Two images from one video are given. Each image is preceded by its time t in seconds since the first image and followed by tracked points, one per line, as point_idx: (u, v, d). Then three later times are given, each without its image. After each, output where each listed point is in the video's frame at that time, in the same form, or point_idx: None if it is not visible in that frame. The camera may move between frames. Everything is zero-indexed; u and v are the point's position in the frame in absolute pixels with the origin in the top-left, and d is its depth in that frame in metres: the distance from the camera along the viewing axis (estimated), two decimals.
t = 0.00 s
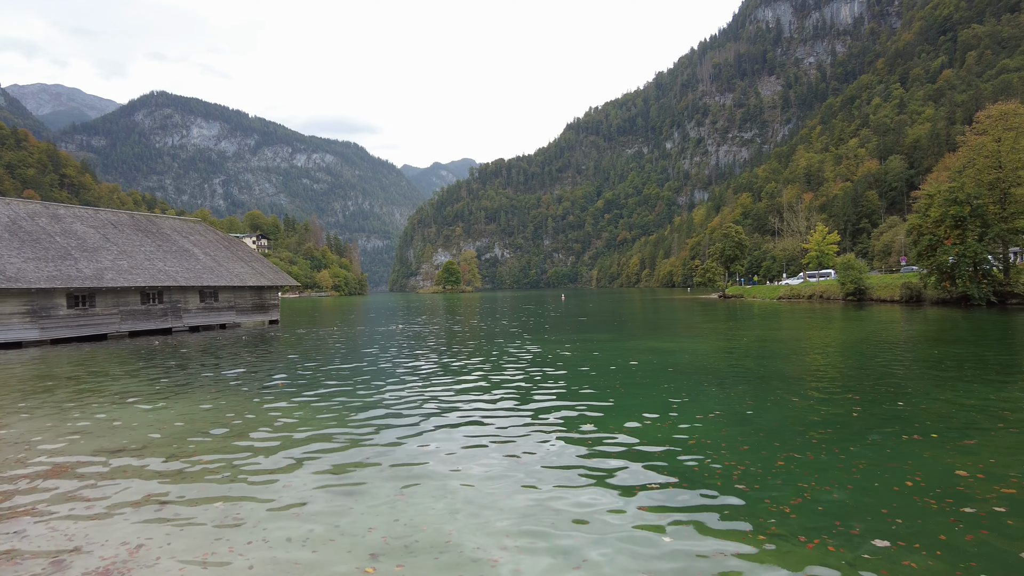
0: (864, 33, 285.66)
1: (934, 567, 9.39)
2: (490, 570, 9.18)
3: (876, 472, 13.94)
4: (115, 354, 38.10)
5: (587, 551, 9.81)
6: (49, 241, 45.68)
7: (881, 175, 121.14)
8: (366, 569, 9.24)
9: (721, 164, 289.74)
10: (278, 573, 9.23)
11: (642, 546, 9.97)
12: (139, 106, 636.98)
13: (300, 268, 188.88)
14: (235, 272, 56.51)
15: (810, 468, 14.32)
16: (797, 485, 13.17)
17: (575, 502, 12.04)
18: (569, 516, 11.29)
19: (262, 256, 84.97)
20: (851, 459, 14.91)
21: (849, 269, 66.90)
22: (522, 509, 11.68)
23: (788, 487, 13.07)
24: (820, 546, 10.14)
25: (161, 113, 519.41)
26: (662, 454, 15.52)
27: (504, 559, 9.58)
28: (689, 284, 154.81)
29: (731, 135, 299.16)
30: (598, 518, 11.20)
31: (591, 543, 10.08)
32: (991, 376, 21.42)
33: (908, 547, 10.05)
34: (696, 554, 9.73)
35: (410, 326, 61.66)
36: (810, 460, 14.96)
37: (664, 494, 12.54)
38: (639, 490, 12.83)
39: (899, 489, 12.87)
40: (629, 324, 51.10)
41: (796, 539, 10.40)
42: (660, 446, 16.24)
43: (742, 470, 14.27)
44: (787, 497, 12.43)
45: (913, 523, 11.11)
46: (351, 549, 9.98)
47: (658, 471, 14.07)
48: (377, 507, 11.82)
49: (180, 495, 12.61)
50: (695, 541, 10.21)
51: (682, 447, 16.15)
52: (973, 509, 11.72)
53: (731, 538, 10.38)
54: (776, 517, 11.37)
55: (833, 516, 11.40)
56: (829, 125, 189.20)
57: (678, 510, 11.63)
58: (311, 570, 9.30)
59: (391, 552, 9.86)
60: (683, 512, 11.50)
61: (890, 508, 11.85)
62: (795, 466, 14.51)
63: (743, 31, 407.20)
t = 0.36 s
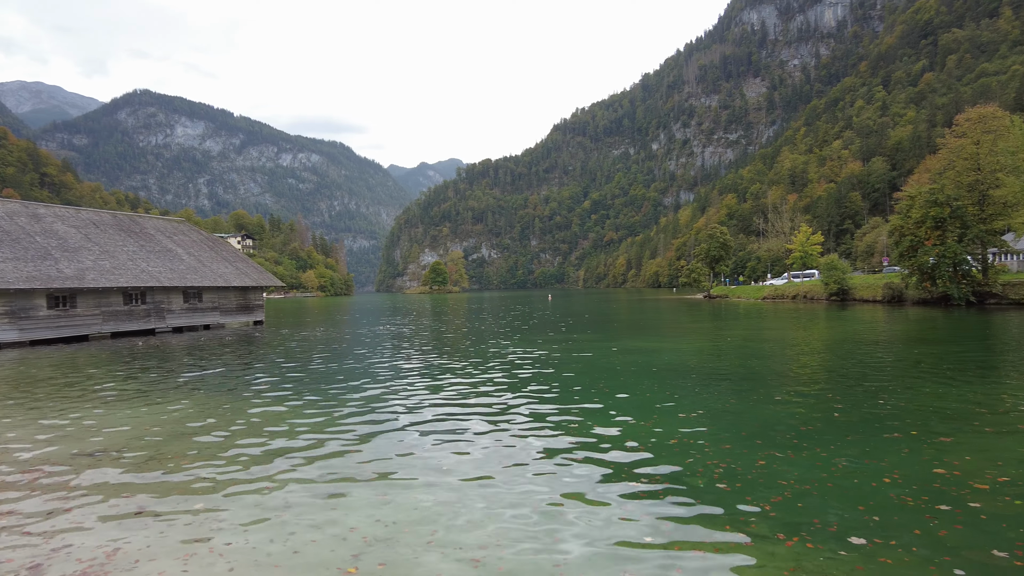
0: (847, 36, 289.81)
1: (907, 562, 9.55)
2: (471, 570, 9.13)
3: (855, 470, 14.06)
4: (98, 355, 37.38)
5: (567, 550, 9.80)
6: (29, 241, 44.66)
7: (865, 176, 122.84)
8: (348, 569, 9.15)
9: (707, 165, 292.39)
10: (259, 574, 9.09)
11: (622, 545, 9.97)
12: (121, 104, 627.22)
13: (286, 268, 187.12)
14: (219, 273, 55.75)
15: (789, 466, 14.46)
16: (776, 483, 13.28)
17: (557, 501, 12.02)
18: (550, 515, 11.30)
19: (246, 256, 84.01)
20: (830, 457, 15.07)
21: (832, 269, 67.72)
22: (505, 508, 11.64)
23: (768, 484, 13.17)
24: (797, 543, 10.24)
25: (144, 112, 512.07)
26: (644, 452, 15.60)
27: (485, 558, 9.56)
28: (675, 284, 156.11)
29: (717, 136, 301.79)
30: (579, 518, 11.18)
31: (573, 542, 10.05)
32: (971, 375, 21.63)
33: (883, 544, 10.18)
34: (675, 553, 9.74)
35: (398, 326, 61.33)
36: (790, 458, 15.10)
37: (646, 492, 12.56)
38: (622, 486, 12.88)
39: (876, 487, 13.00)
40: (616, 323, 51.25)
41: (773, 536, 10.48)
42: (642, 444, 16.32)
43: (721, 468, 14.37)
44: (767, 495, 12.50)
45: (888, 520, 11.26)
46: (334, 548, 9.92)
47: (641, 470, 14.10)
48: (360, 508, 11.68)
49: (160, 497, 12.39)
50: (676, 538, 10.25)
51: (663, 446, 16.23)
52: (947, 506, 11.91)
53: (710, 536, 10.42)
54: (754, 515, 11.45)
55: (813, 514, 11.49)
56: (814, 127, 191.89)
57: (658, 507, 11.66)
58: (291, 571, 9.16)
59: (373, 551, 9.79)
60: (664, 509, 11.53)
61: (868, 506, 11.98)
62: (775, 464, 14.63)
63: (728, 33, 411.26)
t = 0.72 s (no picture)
0: (824, 39, 295.29)
1: (875, 556, 9.73)
2: (445, 570, 9.06)
3: (827, 468, 14.30)
4: (70, 357, 36.22)
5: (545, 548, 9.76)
6: None
7: (842, 178, 124.97)
8: (320, 571, 9.00)
9: (687, 166, 295.76)
10: None
11: (599, 542, 9.97)
12: (94, 100, 611.88)
13: (265, 269, 184.14)
14: (197, 273, 54.55)
15: (763, 463, 14.67)
16: (750, 481, 13.45)
17: (536, 499, 12.00)
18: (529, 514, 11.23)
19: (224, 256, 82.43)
20: (803, 455, 15.26)
21: (809, 270, 68.82)
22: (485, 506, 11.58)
23: (742, 482, 13.29)
24: (768, 539, 10.37)
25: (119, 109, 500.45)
26: (621, 451, 15.66)
27: (460, 557, 9.48)
28: (655, 284, 157.38)
29: (697, 138, 305.41)
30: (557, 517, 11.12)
31: (551, 540, 10.00)
32: (941, 373, 22.07)
33: (852, 539, 10.38)
34: (651, 550, 9.80)
35: (379, 326, 60.60)
36: (764, 455, 15.28)
37: (624, 490, 12.59)
38: (600, 484, 12.92)
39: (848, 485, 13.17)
40: (597, 323, 51.39)
41: (745, 532, 10.60)
42: (619, 443, 16.39)
43: (697, 466, 14.49)
44: (742, 493, 12.64)
45: (857, 516, 11.46)
46: (309, 549, 9.73)
47: (619, 469, 14.12)
48: (338, 509, 11.51)
49: (132, 499, 12.04)
50: (650, 537, 10.28)
51: (640, 445, 16.31)
52: (913, 501, 12.21)
53: (688, 533, 10.47)
54: (727, 512, 11.58)
55: (785, 510, 11.67)
56: (792, 129, 195.14)
57: (633, 506, 11.69)
58: (265, 574, 8.96)
59: (347, 552, 9.63)
60: (637, 509, 11.57)
61: (839, 502, 12.21)
62: (748, 461, 14.82)
63: (708, 35, 416.66)
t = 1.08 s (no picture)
0: (795, 44, 302.44)
1: (837, 552, 9.96)
2: (414, 571, 8.92)
3: (793, 465, 14.60)
4: (30, 360, 34.55)
5: (515, 549, 9.74)
6: None
7: (811, 180, 127.93)
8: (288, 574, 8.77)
9: (660, 167, 299.86)
10: None
11: (572, 543, 10.01)
12: (57, 95, 590.64)
13: (236, 269, 179.94)
14: (167, 273, 52.79)
15: (732, 461, 14.89)
16: (718, 479, 13.67)
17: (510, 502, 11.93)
18: (504, 516, 11.17)
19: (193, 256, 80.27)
20: (770, 452, 15.56)
21: (779, 270, 70.22)
22: (457, 507, 11.55)
23: (710, 480, 13.54)
24: (736, 536, 10.51)
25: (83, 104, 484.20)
26: (596, 450, 15.78)
27: (429, 559, 9.33)
28: (629, 285, 158.94)
29: (670, 140, 309.67)
30: (532, 516, 11.15)
31: (525, 543, 9.95)
32: (905, 372, 22.64)
33: (815, 535, 10.62)
34: (622, 549, 9.86)
35: (353, 327, 59.56)
36: (732, 454, 15.54)
37: (596, 490, 12.69)
38: (572, 484, 13.02)
39: (811, 480, 13.51)
40: (573, 323, 51.45)
41: (712, 530, 10.79)
42: (593, 443, 16.50)
43: (667, 464, 14.66)
44: (710, 491, 12.82)
45: (820, 512, 11.78)
46: (277, 553, 9.47)
47: (592, 468, 14.22)
48: (310, 510, 11.32)
49: (96, 503, 11.62)
50: (620, 536, 10.34)
51: (613, 444, 16.40)
52: (876, 497, 12.56)
53: (657, 530, 10.62)
54: (696, 510, 11.72)
55: (752, 508, 11.87)
56: (763, 131, 199.34)
57: (603, 506, 11.72)
58: None
59: (315, 555, 9.39)
60: (609, 508, 11.58)
61: (804, 498, 12.48)
62: (717, 460, 15.05)
63: (682, 38, 423.11)
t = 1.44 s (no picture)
0: (762, 50, 310.02)
1: (796, 548, 10.26)
2: (381, 572, 8.83)
3: (756, 463, 14.92)
4: None
5: (484, 549, 9.68)
6: None
7: (778, 183, 131.25)
8: None
9: (630, 170, 303.58)
10: None
11: (541, 543, 9.99)
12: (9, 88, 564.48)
13: (202, 269, 174.65)
14: (130, 272, 50.88)
15: (697, 460, 15.16)
16: (684, 478, 13.87)
17: (481, 502, 11.83)
18: (475, 516, 11.09)
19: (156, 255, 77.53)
20: (735, 450, 15.87)
21: (746, 272, 71.69)
22: (428, 508, 11.40)
23: (676, 479, 13.79)
24: (700, 536, 10.70)
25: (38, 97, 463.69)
26: (566, 450, 15.81)
27: (397, 560, 9.25)
28: (599, 286, 160.15)
29: (640, 142, 314.03)
30: (501, 517, 11.10)
31: (495, 544, 9.89)
32: (867, 371, 23.24)
33: (777, 533, 10.88)
34: (590, 548, 9.91)
35: (324, 328, 58.40)
36: (699, 452, 15.80)
37: (566, 489, 12.76)
38: (542, 484, 13.04)
39: (773, 478, 13.86)
40: (545, 324, 51.47)
41: (679, 528, 10.98)
42: (563, 442, 16.57)
43: (634, 463, 14.86)
44: (676, 490, 12.99)
45: (783, 508, 12.10)
46: (242, 556, 9.24)
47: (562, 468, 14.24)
48: (278, 514, 11.02)
49: (49, 510, 11.10)
50: (587, 534, 10.42)
51: (582, 443, 16.49)
52: (836, 494, 12.93)
53: (626, 528, 10.75)
54: (664, 509, 11.88)
55: (715, 506, 12.14)
56: (731, 135, 203.77)
57: (571, 506, 11.74)
58: None
59: (282, 558, 9.18)
60: (576, 508, 11.64)
61: (766, 496, 12.79)
62: (683, 458, 15.31)
63: (653, 42, 429.33)
